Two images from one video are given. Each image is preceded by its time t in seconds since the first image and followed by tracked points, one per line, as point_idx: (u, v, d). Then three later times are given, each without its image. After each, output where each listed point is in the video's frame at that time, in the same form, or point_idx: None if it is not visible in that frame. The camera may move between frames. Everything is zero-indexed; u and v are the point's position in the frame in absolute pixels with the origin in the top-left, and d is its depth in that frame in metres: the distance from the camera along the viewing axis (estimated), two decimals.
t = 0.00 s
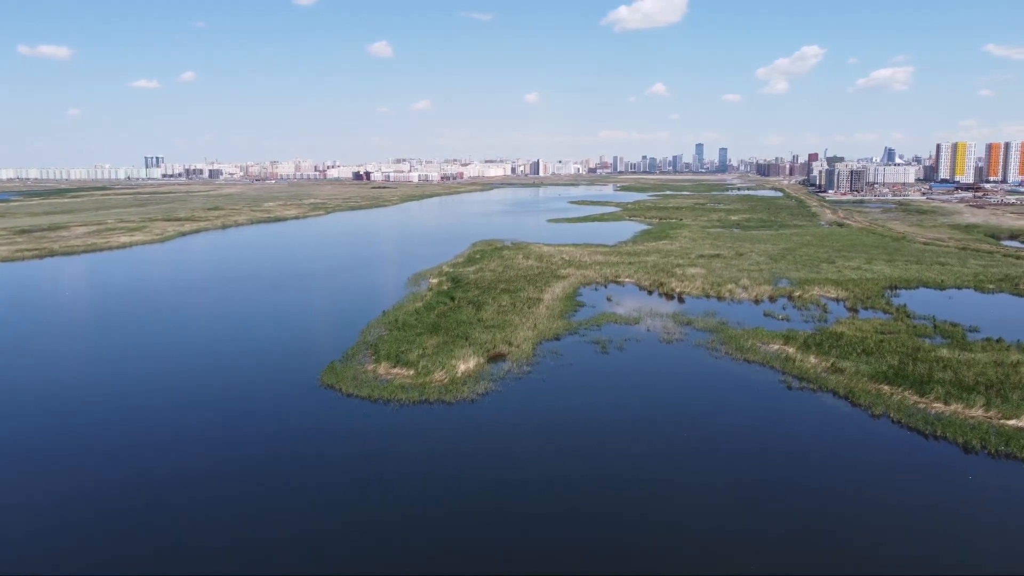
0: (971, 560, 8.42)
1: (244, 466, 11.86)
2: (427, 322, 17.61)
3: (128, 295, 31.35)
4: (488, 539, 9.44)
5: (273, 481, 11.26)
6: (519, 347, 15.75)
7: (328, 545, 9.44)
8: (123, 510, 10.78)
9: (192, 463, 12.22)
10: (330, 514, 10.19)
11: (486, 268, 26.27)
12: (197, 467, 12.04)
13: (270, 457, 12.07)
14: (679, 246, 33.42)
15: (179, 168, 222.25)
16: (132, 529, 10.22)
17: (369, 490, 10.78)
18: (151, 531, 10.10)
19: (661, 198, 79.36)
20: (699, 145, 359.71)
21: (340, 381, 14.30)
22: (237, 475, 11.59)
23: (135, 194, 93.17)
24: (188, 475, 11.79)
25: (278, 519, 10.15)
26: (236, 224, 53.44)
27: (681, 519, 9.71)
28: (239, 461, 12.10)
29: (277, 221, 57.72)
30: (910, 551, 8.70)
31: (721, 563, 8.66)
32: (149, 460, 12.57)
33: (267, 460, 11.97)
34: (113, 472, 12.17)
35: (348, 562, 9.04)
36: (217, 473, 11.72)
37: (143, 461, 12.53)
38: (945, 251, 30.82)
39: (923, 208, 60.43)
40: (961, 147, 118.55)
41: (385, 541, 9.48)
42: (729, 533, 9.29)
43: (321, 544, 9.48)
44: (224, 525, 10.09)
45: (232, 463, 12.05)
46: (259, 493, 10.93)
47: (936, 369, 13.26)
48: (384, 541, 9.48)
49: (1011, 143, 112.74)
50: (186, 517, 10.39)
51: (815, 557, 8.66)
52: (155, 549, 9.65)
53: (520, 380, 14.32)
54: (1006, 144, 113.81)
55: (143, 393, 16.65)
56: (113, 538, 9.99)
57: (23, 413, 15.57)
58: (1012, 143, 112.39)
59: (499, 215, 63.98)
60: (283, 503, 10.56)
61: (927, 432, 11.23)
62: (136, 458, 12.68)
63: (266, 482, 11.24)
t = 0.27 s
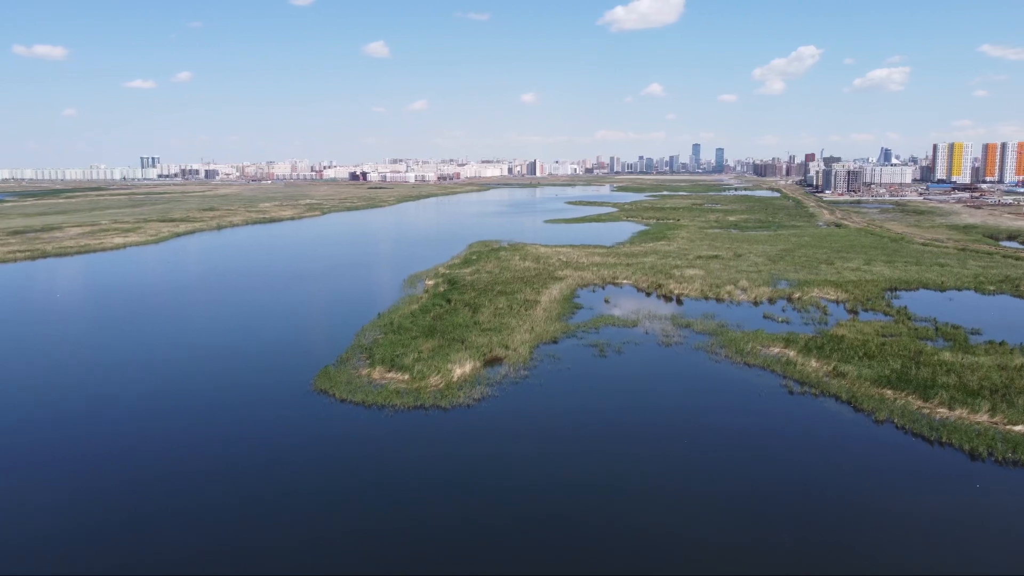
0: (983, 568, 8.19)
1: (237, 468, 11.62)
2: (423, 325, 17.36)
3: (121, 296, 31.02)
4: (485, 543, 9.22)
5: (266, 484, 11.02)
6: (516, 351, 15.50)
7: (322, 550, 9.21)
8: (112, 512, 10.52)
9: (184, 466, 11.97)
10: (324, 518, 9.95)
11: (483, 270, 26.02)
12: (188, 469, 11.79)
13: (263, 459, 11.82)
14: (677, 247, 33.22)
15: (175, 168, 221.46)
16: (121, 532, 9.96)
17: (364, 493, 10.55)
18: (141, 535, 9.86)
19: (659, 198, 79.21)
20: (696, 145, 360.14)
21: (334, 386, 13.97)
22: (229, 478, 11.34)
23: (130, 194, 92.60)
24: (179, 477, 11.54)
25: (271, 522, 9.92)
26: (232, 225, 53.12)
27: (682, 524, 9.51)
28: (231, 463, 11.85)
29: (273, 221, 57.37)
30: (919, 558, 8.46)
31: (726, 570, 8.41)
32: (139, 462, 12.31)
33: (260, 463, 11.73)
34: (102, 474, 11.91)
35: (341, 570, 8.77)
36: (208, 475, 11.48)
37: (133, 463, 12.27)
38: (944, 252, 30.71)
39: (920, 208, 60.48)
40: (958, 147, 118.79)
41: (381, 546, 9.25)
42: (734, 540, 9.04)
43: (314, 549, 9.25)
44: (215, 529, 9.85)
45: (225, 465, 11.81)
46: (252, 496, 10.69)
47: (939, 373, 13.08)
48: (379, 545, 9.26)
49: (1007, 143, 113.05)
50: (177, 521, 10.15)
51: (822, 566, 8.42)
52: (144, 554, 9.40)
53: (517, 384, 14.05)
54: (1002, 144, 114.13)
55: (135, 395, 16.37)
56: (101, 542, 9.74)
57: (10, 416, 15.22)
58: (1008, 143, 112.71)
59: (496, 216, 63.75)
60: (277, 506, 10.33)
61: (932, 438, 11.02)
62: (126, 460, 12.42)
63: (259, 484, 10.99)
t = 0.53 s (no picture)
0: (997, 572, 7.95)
1: (228, 470, 11.35)
2: (418, 328, 17.08)
3: (114, 297, 30.66)
4: (482, 547, 8.95)
5: (258, 486, 10.76)
6: (513, 355, 15.21)
7: (316, 554, 8.95)
8: (100, 515, 10.24)
9: (174, 467, 11.69)
10: (317, 521, 9.68)
11: (479, 271, 25.74)
12: (179, 471, 11.51)
13: (255, 461, 11.55)
14: (675, 248, 32.98)
15: (171, 169, 220.65)
16: (109, 535, 9.68)
17: (359, 495, 10.28)
18: (129, 538, 9.59)
19: (656, 198, 79.03)
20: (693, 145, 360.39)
21: (327, 391, 13.60)
22: (220, 479, 11.06)
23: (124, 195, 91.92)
24: (169, 479, 11.26)
25: (263, 525, 9.65)
26: (227, 225, 52.76)
27: (685, 528, 9.27)
28: (223, 465, 11.59)
29: (268, 222, 56.98)
30: (932, 562, 8.21)
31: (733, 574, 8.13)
32: (129, 463, 12.03)
33: (253, 464, 11.46)
34: (90, 476, 11.62)
35: None
36: (199, 477, 11.20)
37: (123, 465, 11.97)
38: (943, 252, 30.56)
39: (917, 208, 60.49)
40: (954, 147, 118.92)
41: (376, 549, 8.99)
42: (739, 543, 8.78)
43: (306, 553, 8.98)
44: (205, 532, 9.58)
45: (216, 467, 11.53)
46: (244, 498, 10.42)
47: (943, 377, 12.87)
48: (374, 549, 9.00)
49: (1004, 144, 113.28)
50: (166, 524, 9.87)
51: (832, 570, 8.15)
52: (132, 557, 9.14)
53: (514, 388, 13.74)
54: (998, 144, 114.35)
55: (126, 397, 16.07)
56: (88, 545, 9.46)
57: None
58: (1005, 144, 112.94)
59: (493, 216, 63.48)
60: (269, 509, 10.06)
61: (938, 444, 10.78)
62: (115, 462, 12.13)
63: (251, 486, 10.73)
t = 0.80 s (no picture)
0: None
1: (220, 474, 11.10)
2: (413, 331, 16.81)
3: (107, 297, 30.32)
4: (478, 556, 8.72)
5: (250, 491, 10.52)
6: (510, 358, 14.94)
7: (309, 562, 8.72)
8: (88, 522, 9.99)
9: (165, 472, 11.44)
10: (309, 528, 9.45)
11: (477, 272, 25.54)
12: (169, 476, 11.26)
13: (248, 465, 11.32)
14: (673, 249, 32.76)
15: (167, 169, 219.79)
16: (97, 542, 9.44)
17: (353, 501, 10.05)
18: (117, 545, 9.35)
19: (654, 198, 78.88)
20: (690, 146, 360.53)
21: (320, 395, 13.24)
22: (211, 484, 10.82)
23: (119, 194, 91.34)
24: (160, 484, 11.01)
25: (255, 532, 9.43)
26: (223, 226, 52.41)
27: (686, 537, 9.07)
28: (214, 469, 11.34)
29: (264, 223, 56.61)
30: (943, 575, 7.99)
31: None
32: (118, 467, 11.77)
33: (245, 469, 11.22)
34: (79, 480, 11.36)
35: None
36: (190, 482, 10.97)
37: (111, 469, 11.72)
38: (942, 253, 30.41)
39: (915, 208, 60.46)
40: (952, 147, 118.95)
41: (371, 559, 8.76)
42: (744, 555, 8.55)
43: (300, 562, 8.75)
44: (197, 539, 9.35)
45: (207, 472, 11.29)
46: (235, 504, 10.17)
47: (946, 382, 12.68)
48: (369, 556, 8.79)
49: (1001, 143, 113.40)
50: (156, 531, 9.62)
51: None
52: (120, 566, 8.88)
53: (511, 392, 13.45)
54: (995, 144, 114.55)
55: (116, 399, 15.79)
56: (75, 553, 9.21)
57: None
58: (1002, 144, 113.08)
59: (490, 217, 63.25)
60: (261, 515, 9.83)
61: (944, 451, 10.56)
62: (103, 466, 11.87)
63: (243, 493, 10.46)
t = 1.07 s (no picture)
0: None
1: (210, 479, 10.85)
2: (410, 334, 16.56)
3: (101, 297, 30.01)
4: (474, 563, 8.49)
5: (242, 496, 10.26)
6: (508, 362, 14.66)
7: (300, 569, 8.47)
8: (74, 527, 9.74)
9: (154, 477, 11.18)
10: (301, 534, 9.20)
11: (474, 274, 25.28)
12: (158, 481, 11.01)
13: (239, 469, 11.06)
14: (671, 249, 32.52)
15: (164, 169, 219.16)
16: (82, 549, 9.18)
17: (346, 507, 9.79)
18: (105, 553, 9.07)
19: (652, 199, 78.69)
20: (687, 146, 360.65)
21: (314, 400, 12.92)
22: (201, 489, 10.56)
23: (114, 194, 90.70)
24: (148, 488, 10.75)
25: (245, 538, 9.17)
26: (219, 226, 52.09)
27: (691, 544, 8.81)
28: (205, 473, 11.08)
29: (260, 223, 56.25)
30: None
31: None
32: (106, 471, 11.51)
33: (237, 473, 10.97)
34: (67, 484, 11.09)
35: None
36: (179, 486, 10.71)
37: (100, 473, 11.46)
38: (942, 254, 30.26)
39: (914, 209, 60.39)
40: (950, 147, 118.89)
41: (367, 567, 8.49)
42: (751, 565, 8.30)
43: (294, 570, 8.49)
44: (187, 547, 9.07)
45: (197, 476, 11.03)
46: (227, 510, 9.89)
47: (952, 387, 12.47)
48: (365, 564, 8.53)
49: (999, 144, 113.49)
50: (145, 538, 9.34)
51: None
52: None
53: (509, 397, 13.18)
54: (993, 144, 114.62)
55: (106, 399, 15.52)
56: (60, 560, 8.96)
57: None
58: (1000, 144, 113.17)
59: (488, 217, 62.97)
60: (251, 521, 9.57)
61: (951, 458, 10.34)
62: (91, 469, 11.61)
63: (235, 499, 10.18)
